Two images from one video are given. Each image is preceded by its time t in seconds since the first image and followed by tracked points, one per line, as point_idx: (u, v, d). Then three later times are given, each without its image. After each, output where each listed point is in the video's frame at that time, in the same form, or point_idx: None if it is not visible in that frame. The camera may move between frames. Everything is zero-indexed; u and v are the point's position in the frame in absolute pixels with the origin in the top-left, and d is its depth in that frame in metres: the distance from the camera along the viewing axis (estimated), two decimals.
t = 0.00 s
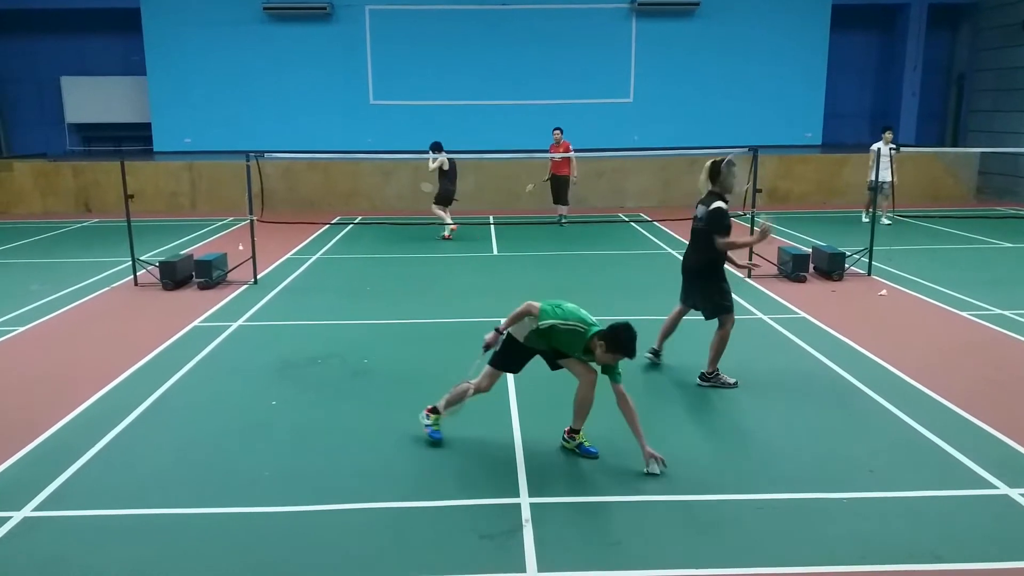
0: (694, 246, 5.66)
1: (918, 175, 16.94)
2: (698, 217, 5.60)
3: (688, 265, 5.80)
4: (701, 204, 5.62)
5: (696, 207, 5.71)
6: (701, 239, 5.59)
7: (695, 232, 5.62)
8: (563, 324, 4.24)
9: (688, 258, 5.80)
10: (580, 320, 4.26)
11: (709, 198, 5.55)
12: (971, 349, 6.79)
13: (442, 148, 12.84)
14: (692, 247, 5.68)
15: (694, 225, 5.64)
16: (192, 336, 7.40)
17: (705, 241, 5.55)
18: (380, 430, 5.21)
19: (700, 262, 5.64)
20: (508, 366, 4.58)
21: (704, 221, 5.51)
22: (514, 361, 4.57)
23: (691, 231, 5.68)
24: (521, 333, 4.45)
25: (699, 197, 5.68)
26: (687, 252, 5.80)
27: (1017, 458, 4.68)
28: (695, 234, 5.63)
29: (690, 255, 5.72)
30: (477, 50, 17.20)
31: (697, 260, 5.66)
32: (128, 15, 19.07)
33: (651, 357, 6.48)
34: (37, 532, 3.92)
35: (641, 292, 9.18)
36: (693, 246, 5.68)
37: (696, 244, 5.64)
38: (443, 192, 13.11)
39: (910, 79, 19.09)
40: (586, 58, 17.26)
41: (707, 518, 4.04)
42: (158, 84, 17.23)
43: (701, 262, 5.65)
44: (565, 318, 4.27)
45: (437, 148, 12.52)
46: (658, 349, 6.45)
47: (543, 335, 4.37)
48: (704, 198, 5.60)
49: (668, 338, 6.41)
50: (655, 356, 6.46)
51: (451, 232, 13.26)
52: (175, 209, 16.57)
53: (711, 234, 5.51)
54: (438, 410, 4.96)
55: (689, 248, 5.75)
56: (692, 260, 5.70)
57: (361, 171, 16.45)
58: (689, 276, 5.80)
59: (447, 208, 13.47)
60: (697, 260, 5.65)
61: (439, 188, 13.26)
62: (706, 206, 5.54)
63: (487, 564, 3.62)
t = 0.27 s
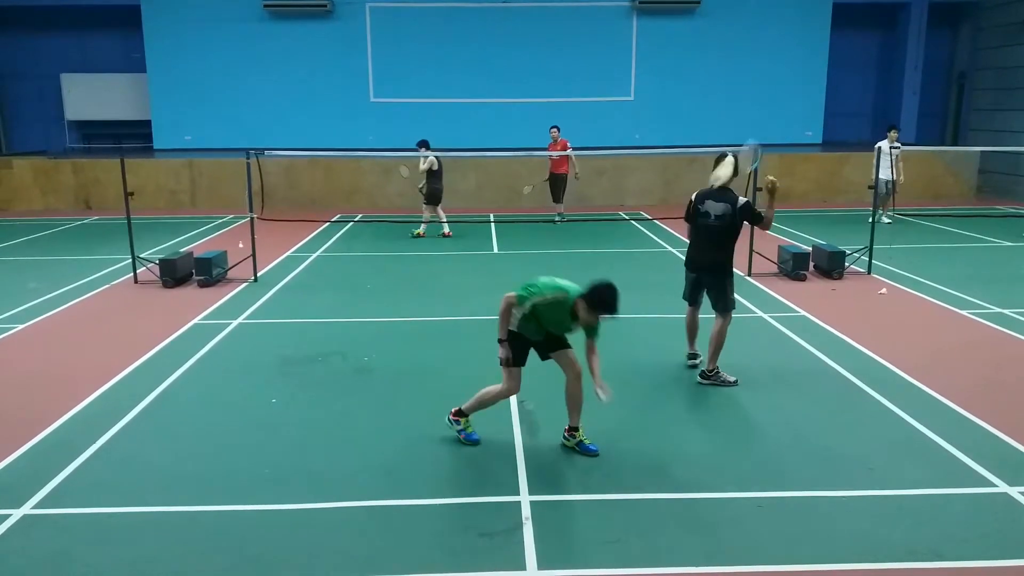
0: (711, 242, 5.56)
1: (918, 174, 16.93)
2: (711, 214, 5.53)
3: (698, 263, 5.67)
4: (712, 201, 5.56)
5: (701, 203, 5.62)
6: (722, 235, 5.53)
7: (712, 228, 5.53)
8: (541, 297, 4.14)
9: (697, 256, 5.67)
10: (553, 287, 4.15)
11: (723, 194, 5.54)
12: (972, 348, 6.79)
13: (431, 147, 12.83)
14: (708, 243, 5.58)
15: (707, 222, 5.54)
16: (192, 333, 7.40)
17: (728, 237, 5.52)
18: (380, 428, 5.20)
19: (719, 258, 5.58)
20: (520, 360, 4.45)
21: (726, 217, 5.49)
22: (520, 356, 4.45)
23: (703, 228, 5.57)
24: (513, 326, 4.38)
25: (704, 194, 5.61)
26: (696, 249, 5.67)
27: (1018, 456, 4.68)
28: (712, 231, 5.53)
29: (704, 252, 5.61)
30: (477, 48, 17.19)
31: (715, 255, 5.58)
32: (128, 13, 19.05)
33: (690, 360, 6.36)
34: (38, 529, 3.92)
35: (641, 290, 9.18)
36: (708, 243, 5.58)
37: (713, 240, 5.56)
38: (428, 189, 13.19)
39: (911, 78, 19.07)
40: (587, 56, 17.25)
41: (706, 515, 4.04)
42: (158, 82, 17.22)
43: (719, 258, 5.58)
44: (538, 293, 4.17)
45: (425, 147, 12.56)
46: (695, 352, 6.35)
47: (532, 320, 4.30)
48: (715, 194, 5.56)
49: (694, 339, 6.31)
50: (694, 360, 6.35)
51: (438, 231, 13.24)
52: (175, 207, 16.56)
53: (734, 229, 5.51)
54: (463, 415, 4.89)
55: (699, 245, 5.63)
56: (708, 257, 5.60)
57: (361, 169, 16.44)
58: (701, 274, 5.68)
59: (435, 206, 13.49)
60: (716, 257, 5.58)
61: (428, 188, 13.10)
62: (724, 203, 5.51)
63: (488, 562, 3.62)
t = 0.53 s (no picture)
0: (725, 246, 5.63)
1: (919, 172, 16.91)
2: (725, 220, 5.52)
3: (711, 267, 5.70)
4: (722, 206, 5.52)
5: (711, 211, 5.51)
6: (732, 237, 5.62)
7: (727, 233, 5.57)
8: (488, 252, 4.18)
9: (711, 262, 5.69)
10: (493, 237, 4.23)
11: (729, 198, 5.52)
12: (972, 346, 6.79)
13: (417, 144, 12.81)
14: (722, 247, 5.63)
15: (722, 228, 5.54)
16: (192, 332, 7.40)
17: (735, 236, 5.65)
18: (380, 426, 5.20)
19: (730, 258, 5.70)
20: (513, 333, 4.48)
21: (737, 220, 5.56)
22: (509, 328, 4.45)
23: (718, 235, 5.56)
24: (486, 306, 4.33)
25: (712, 201, 5.51)
26: (707, 255, 5.66)
27: (1018, 455, 4.68)
28: (726, 236, 5.58)
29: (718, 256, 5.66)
30: (477, 47, 17.17)
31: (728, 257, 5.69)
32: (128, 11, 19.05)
33: (692, 361, 6.31)
34: (38, 528, 3.93)
35: (641, 288, 9.18)
36: (722, 247, 5.63)
37: (725, 243, 5.63)
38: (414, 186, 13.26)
39: (911, 76, 19.05)
40: (587, 54, 17.23)
41: (706, 514, 4.04)
42: (158, 81, 17.21)
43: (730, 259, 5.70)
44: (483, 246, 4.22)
45: (410, 144, 12.55)
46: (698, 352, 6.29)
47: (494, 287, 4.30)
48: (723, 200, 5.51)
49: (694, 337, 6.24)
50: (696, 360, 6.29)
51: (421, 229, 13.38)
52: (175, 206, 16.57)
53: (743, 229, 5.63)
54: (458, 419, 4.91)
55: (711, 250, 5.63)
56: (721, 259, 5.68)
57: (361, 167, 16.43)
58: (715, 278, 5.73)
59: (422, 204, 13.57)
60: (728, 258, 5.69)
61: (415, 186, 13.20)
62: (735, 207, 5.53)
63: (487, 560, 3.62)
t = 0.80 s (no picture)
0: (739, 243, 5.71)
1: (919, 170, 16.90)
2: (741, 218, 5.58)
3: (726, 265, 5.76)
4: (736, 206, 5.55)
5: (728, 212, 5.53)
6: (743, 234, 5.71)
7: (742, 230, 5.65)
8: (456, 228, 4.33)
9: (726, 260, 5.74)
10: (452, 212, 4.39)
11: (742, 196, 5.55)
12: (974, 345, 6.78)
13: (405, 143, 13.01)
14: (736, 244, 5.70)
15: (739, 226, 5.61)
16: (193, 331, 7.40)
17: (745, 232, 5.75)
18: (381, 426, 5.18)
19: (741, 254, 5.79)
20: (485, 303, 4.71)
21: (749, 216, 5.64)
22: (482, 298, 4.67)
23: (735, 234, 5.62)
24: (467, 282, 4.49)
25: (728, 201, 5.53)
26: (723, 253, 5.71)
27: (1019, 454, 4.67)
28: (741, 233, 5.66)
29: (733, 253, 5.72)
30: (477, 45, 17.16)
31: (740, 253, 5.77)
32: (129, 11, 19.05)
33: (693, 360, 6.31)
34: (38, 527, 3.93)
35: (642, 287, 9.18)
36: (737, 244, 5.71)
37: (738, 240, 5.70)
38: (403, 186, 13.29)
39: (911, 74, 19.05)
40: (587, 54, 17.22)
41: (706, 513, 4.04)
42: (159, 80, 17.21)
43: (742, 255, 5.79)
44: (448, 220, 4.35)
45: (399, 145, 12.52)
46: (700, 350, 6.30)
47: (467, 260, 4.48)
48: (737, 200, 5.53)
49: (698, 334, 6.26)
50: (698, 357, 6.29)
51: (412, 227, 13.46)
52: (176, 205, 16.57)
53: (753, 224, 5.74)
54: (456, 417, 4.93)
55: (727, 248, 5.69)
56: (734, 256, 5.75)
57: (362, 166, 16.43)
58: (728, 276, 5.78)
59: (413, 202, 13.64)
60: (741, 254, 5.77)
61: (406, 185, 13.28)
62: (748, 204, 5.58)
63: (488, 560, 3.63)
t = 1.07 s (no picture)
0: (761, 245, 5.66)
1: (921, 168, 16.87)
2: (759, 220, 5.55)
3: (748, 269, 5.72)
4: (753, 209, 5.53)
5: (746, 215, 5.51)
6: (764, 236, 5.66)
7: (762, 232, 5.60)
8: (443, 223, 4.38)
9: (748, 263, 5.70)
10: (429, 207, 4.46)
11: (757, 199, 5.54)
12: (976, 343, 6.77)
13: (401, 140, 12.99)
14: (758, 247, 5.65)
15: (758, 229, 5.58)
16: (194, 329, 7.40)
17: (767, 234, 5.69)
18: (383, 423, 5.18)
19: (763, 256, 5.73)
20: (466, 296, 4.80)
21: (767, 218, 5.59)
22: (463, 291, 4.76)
23: (755, 236, 5.58)
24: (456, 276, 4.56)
25: (744, 205, 5.51)
26: (744, 257, 5.67)
27: (1021, 452, 4.66)
28: (762, 235, 5.62)
29: (755, 255, 5.68)
30: (479, 43, 17.15)
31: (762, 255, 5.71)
32: (130, 9, 19.05)
33: (699, 351, 6.37)
34: (40, 525, 3.94)
35: (643, 285, 9.17)
36: (759, 247, 5.65)
37: (760, 243, 5.65)
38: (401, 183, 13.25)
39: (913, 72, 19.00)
40: (589, 51, 17.20)
41: (707, 511, 4.03)
42: (160, 78, 17.22)
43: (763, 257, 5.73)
44: (430, 215, 4.42)
45: (396, 141, 12.51)
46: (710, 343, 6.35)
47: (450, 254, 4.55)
48: (753, 203, 5.52)
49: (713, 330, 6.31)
50: (707, 349, 6.34)
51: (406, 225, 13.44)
52: (177, 203, 16.57)
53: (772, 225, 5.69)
54: (457, 414, 4.92)
55: (748, 251, 5.65)
56: (756, 259, 5.70)
57: (364, 164, 16.43)
58: (750, 278, 5.74)
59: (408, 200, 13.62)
60: (763, 255, 5.71)
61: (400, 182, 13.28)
62: (764, 207, 5.56)
63: (489, 557, 3.63)
